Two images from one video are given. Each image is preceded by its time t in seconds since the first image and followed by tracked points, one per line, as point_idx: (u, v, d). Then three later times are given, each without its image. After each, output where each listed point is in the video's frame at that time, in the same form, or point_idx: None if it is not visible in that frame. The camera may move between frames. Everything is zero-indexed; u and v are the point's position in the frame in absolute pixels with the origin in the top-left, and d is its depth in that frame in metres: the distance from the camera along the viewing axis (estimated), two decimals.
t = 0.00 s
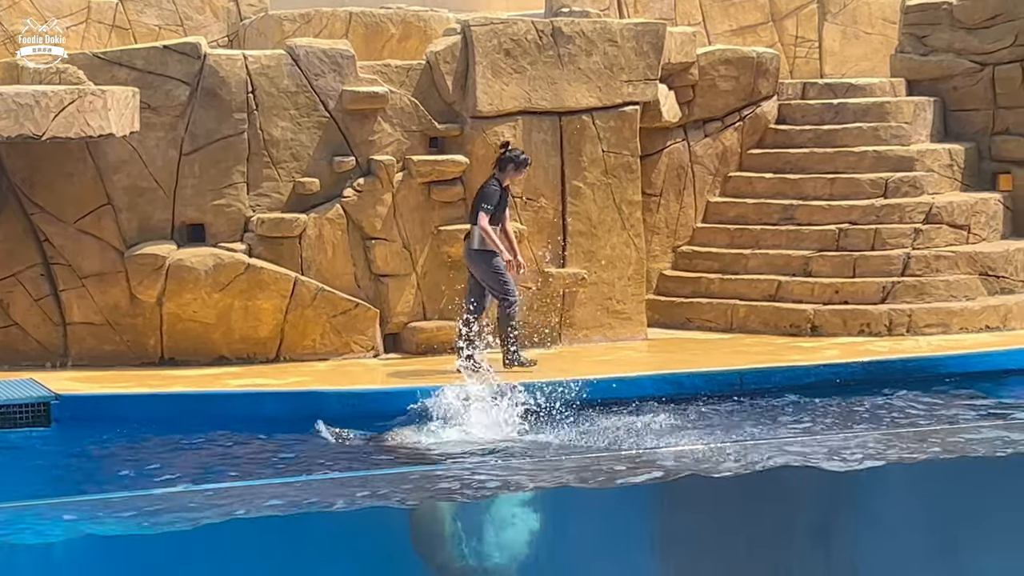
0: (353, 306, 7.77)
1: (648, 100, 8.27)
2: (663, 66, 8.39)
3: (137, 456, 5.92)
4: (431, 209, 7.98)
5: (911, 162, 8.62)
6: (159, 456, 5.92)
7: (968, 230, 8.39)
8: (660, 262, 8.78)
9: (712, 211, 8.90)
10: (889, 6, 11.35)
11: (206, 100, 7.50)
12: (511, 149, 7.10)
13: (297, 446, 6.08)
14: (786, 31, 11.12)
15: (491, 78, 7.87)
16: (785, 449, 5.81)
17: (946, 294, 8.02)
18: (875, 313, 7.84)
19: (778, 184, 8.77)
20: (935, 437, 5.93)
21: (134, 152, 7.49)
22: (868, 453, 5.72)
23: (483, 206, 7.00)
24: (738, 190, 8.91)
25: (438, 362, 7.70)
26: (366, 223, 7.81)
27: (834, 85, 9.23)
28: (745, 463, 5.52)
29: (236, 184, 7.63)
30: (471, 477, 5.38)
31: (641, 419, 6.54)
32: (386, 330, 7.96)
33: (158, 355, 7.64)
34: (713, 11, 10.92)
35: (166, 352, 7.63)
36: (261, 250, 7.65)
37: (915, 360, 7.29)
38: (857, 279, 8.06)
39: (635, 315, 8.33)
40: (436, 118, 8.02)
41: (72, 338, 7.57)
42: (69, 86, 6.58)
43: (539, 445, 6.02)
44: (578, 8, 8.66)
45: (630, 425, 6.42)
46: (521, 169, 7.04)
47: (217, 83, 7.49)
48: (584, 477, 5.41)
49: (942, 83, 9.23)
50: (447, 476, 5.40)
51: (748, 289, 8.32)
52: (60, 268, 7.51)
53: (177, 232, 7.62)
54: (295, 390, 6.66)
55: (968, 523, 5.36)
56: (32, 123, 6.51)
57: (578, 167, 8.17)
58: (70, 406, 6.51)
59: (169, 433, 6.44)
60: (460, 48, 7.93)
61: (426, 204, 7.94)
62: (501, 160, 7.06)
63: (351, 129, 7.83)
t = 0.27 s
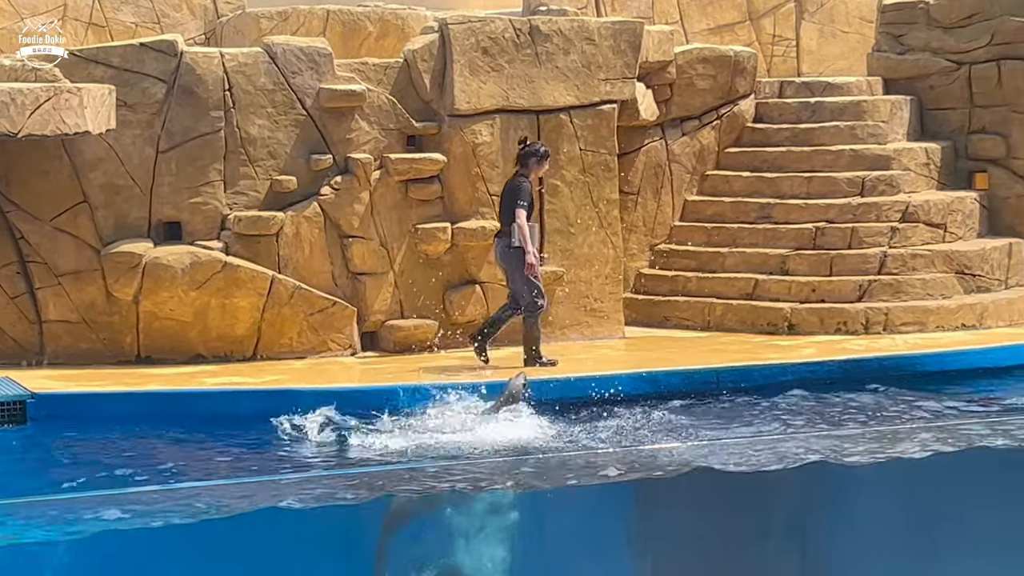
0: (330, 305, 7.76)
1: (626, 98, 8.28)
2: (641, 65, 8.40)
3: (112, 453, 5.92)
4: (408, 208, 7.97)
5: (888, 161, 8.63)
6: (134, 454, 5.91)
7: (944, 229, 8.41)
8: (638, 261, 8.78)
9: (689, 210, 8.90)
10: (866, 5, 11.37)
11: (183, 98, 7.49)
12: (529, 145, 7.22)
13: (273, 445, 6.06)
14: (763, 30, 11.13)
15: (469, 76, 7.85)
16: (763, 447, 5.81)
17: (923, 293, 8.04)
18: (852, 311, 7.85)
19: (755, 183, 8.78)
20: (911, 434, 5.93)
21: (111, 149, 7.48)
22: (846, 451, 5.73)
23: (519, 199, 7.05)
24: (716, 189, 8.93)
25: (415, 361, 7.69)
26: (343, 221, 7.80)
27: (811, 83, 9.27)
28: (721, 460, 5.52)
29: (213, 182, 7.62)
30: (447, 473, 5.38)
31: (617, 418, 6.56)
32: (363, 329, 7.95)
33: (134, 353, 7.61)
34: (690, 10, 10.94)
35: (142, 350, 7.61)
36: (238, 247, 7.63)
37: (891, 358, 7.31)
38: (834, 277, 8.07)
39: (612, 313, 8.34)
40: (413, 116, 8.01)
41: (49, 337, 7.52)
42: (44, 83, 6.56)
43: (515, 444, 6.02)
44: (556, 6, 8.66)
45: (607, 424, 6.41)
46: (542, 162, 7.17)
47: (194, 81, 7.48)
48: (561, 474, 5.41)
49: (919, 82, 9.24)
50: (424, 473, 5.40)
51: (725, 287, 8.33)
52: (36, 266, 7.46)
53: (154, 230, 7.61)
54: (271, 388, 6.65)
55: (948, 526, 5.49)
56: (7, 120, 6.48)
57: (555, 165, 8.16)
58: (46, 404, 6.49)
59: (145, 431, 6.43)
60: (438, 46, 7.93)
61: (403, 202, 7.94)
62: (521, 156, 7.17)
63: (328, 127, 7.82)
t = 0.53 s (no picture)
0: (302, 303, 7.74)
1: (597, 97, 8.28)
2: (612, 63, 8.40)
3: (81, 451, 5.90)
4: (380, 206, 7.96)
5: (859, 159, 8.64)
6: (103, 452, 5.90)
7: (915, 227, 8.42)
8: (609, 259, 8.78)
9: (661, 208, 8.90)
10: (837, 4, 11.38)
11: (153, 95, 7.47)
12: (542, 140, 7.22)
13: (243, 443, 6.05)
14: (735, 29, 11.16)
15: (440, 74, 7.84)
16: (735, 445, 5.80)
17: (893, 291, 8.05)
18: (823, 309, 7.86)
19: (726, 181, 8.79)
20: (882, 432, 5.94)
21: (80, 147, 7.45)
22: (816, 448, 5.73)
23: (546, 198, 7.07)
24: (687, 186, 8.91)
25: (386, 359, 7.68)
26: (314, 219, 7.78)
27: (782, 82, 9.26)
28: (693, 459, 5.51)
29: (184, 180, 7.60)
30: (418, 471, 5.37)
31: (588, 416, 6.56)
32: (334, 327, 7.93)
33: (104, 352, 7.58)
34: (662, 9, 10.95)
35: (112, 349, 7.58)
36: (209, 246, 7.60)
37: (862, 356, 7.32)
38: (805, 276, 8.08)
39: (584, 312, 8.33)
40: (385, 114, 8.00)
41: (18, 335, 7.49)
42: (13, 81, 6.53)
43: (485, 442, 6.00)
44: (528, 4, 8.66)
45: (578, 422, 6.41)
46: (555, 155, 7.20)
47: (164, 78, 7.47)
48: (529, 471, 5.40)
49: (889, 81, 9.21)
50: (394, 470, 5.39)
51: (697, 285, 8.32)
52: (5, 265, 7.44)
53: (124, 228, 7.58)
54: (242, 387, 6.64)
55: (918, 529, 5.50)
56: None
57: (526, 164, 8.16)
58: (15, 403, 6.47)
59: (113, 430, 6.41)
60: (409, 44, 7.92)
61: (374, 200, 7.92)
62: (534, 152, 7.18)
63: (299, 125, 7.80)
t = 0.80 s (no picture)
0: (269, 301, 7.72)
1: (565, 95, 8.28)
2: (579, 62, 8.40)
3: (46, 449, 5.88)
4: (347, 204, 7.95)
5: (825, 158, 8.65)
6: (69, 451, 5.88)
7: (881, 226, 8.44)
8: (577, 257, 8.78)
9: (628, 207, 8.91)
10: (804, 3, 11.41)
11: (119, 93, 7.43)
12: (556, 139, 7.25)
13: (209, 442, 6.03)
14: (702, 28, 11.19)
15: (407, 72, 7.83)
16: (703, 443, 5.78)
17: (860, 290, 8.07)
18: (790, 308, 7.88)
19: (694, 180, 8.79)
20: (848, 429, 5.95)
21: (46, 145, 7.41)
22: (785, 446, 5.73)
23: (549, 193, 7.08)
24: (655, 185, 8.93)
25: (354, 357, 7.67)
26: (281, 217, 7.77)
27: (749, 81, 9.26)
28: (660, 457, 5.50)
29: (150, 178, 7.56)
30: (385, 469, 5.35)
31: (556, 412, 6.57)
32: (302, 326, 7.92)
33: (70, 351, 7.56)
34: (629, 8, 10.96)
35: (78, 348, 7.55)
36: (175, 244, 7.58)
37: (829, 354, 7.34)
38: (772, 274, 8.08)
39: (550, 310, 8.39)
40: (352, 112, 7.98)
41: None
42: None
43: (453, 441, 5.99)
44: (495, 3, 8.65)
45: (545, 421, 6.41)
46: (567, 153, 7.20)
47: (130, 76, 7.43)
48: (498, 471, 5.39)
49: (856, 80, 9.20)
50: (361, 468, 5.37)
51: (664, 283, 8.32)
52: None
53: (90, 226, 7.55)
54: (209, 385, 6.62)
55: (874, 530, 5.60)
56: None
57: (494, 162, 8.15)
58: None
59: (79, 429, 6.39)
60: (376, 42, 7.90)
61: (341, 198, 7.92)
62: (545, 149, 7.20)
63: (266, 123, 7.77)
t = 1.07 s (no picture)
0: (234, 300, 7.71)
1: (531, 93, 8.27)
2: (545, 60, 8.39)
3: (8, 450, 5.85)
4: (313, 202, 7.94)
5: (790, 157, 8.67)
6: (32, 451, 5.85)
7: (846, 224, 8.44)
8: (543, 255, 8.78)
9: (594, 205, 8.90)
10: (770, 1, 11.43)
11: (83, 91, 7.40)
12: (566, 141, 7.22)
13: (174, 442, 6.01)
14: (668, 26, 11.18)
15: (372, 70, 7.82)
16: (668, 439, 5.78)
17: (825, 288, 8.08)
18: (756, 306, 7.87)
19: (659, 178, 8.78)
20: (814, 426, 5.96)
21: (9, 143, 7.38)
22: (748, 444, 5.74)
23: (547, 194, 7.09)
24: (621, 183, 8.89)
25: (319, 356, 7.65)
26: (246, 215, 7.75)
27: (714, 79, 9.27)
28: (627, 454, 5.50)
29: (114, 176, 7.53)
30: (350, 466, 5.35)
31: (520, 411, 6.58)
32: (267, 324, 7.90)
33: (34, 349, 7.50)
34: (595, 6, 10.96)
35: (41, 346, 7.50)
36: (139, 242, 7.55)
37: (795, 353, 7.36)
38: (738, 272, 8.07)
39: (517, 308, 8.39)
40: (317, 110, 7.97)
41: None
42: None
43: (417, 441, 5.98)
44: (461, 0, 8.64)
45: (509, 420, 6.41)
46: (571, 153, 7.15)
47: (94, 74, 7.40)
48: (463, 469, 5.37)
49: (821, 79, 9.22)
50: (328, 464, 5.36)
51: (630, 282, 8.32)
52: None
53: (54, 224, 7.51)
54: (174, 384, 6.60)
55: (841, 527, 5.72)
56: None
57: (460, 160, 8.14)
58: None
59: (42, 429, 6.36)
60: (342, 40, 7.89)
61: (307, 196, 7.90)
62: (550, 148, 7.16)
63: (231, 121, 7.76)
